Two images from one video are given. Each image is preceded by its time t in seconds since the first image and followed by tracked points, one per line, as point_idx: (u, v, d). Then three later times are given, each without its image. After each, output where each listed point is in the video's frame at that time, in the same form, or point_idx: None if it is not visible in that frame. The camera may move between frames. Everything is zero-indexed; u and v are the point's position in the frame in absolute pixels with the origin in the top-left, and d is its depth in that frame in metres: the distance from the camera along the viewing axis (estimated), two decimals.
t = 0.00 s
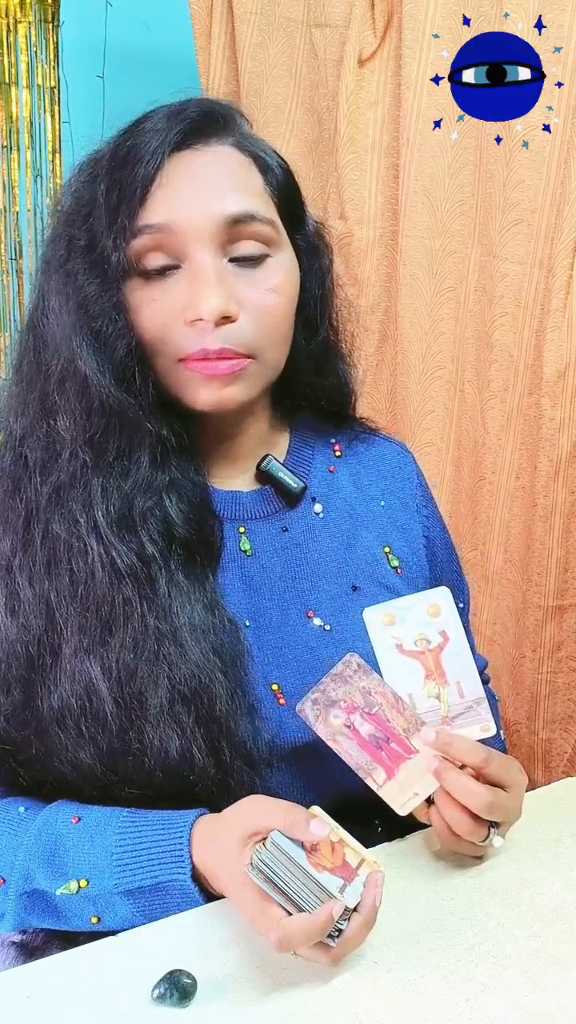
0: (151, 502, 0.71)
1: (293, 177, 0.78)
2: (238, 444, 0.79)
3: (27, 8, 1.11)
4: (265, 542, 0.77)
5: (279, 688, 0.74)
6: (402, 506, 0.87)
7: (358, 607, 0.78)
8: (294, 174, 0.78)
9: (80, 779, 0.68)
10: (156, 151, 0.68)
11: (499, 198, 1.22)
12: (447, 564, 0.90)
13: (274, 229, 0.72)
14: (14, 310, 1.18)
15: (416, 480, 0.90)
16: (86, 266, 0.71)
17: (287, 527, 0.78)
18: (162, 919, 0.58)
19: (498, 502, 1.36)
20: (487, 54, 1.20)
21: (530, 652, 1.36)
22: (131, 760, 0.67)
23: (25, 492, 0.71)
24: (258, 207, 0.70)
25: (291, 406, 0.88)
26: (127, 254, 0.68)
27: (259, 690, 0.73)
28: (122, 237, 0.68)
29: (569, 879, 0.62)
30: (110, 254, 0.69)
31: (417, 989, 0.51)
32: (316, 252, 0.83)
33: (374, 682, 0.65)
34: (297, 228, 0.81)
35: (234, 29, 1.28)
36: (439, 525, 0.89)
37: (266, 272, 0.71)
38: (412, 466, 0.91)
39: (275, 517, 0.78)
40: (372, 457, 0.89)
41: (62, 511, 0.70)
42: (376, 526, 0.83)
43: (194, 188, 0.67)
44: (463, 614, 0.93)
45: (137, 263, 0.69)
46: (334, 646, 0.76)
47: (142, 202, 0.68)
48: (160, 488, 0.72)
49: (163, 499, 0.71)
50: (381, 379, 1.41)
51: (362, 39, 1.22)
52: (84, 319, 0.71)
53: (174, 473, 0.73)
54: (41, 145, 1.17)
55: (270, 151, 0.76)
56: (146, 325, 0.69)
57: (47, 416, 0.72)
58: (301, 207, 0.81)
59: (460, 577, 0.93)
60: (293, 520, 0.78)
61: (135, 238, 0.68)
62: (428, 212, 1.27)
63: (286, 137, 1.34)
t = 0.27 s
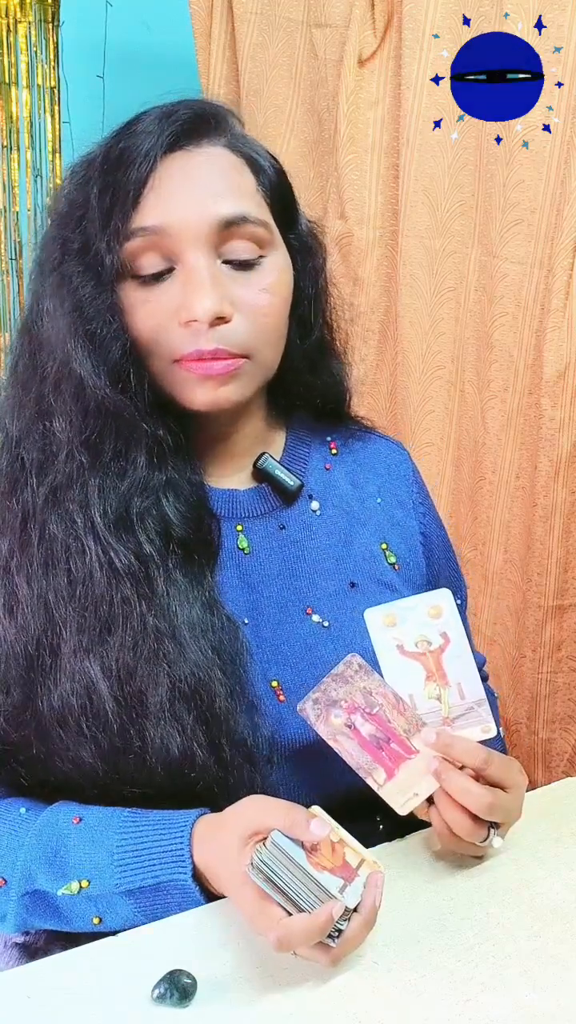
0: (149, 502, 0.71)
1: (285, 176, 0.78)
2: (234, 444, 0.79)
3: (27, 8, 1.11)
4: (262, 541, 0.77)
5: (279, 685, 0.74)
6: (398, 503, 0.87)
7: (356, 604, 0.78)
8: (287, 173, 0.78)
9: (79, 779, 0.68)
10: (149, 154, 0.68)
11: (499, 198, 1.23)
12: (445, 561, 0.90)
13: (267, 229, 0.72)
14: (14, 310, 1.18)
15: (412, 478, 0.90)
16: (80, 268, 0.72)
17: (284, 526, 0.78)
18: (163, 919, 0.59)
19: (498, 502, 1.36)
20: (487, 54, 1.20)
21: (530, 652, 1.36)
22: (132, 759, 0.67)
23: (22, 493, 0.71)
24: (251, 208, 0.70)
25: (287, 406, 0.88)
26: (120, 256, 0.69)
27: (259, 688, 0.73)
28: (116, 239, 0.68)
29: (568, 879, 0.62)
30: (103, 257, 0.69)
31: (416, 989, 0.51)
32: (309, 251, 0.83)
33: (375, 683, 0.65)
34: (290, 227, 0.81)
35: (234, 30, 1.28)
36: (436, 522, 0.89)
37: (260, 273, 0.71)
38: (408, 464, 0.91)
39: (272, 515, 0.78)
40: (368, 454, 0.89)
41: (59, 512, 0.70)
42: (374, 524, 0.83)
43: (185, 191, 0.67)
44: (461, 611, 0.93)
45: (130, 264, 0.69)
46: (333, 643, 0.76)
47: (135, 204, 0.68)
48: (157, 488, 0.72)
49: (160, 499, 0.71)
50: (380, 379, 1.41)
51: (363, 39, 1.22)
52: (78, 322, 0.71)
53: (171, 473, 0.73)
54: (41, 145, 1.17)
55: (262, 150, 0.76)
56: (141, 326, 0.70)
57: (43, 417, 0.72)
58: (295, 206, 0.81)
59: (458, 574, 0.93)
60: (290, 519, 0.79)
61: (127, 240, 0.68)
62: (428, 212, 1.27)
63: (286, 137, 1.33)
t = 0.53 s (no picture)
0: (147, 502, 0.71)
1: (278, 174, 0.79)
2: (231, 444, 0.79)
3: (27, 8, 1.11)
4: (261, 540, 0.77)
5: (279, 682, 0.74)
6: (396, 501, 0.87)
7: (355, 602, 0.78)
8: (278, 170, 0.79)
9: (79, 779, 0.68)
10: (139, 155, 0.68)
11: (499, 198, 1.23)
12: (443, 559, 0.90)
13: (260, 228, 0.72)
14: (14, 310, 1.18)
15: (409, 477, 0.90)
16: (74, 269, 0.72)
17: (283, 525, 0.78)
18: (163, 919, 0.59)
19: (498, 501, 1.36)
20: (487, 54, 1.20)
21: (530, 652, 1.36)
22: (132, 759, 0.67)
23: (20, 494, 0.71)
24: (243, 207, 0.70)
25: (284, 406, 0.88)
26: (114, 257, 0.69)
27: (260, 687, 0.73)
28: (109, 241, 0.68)
29: (567, 879, 0.62)
30: (96, 258, 0.69)
31: (416, 989, 0.51)
32: (303, 249, 0.83)
33: (374, 683, 0.65)
34: (283, 224, 0.81)
35: (234, 30, 1.27)
36: (433, 520, 0.89)
37: (253, 272, 0.72)
38: (405, 463, 0.91)
39: (269, 515, 0.78)
40: (365, 453, 0.89)
41: (57, 512, 0.70)
42: (372, 522, 0.83)
43: (177, 192, 0.67)
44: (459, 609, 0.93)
45: (123, 265, 0.69)
46: (333, 641, 0.76)
47: (126, 205, 0.68)
48: (155, 488, 0.72)
49: (158, 499, 0.71)
50: (381, 379, 1.40)
51: (363, 39, 1.22)
52: (72, 325, 0.71)
53: (170, 473, 0.73)
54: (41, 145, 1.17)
55: (253, 148, 0.76)
56: (135, 327, 0.70)
57: (39, 419, 0.72)
58: (287, 203, 0.81)
59: (456, 572, 0.93)
60: (289, 518, 0.78)
61: (120, 241, 0.68)
62: (429, 213, 1.27)
63: (286, 137, 1.33)
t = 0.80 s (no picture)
0: (145, 503, 0.71)
1: (275, 175, 0.78)
2: (229, 445, 0.79)
3: (27, 8, 1.11)
4: (261, 540, 0.77)
5: (279, 682, 0.74)
6: (396, 501, 0.87)
7: (354, 602, 0.78)
8: (276, 170, 0.79)
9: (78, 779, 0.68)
10: (136, 157, 0.68)
11: (499, 198, 1.23)
12: (443, 559, 0.90)
13: (257, 228, 0.72)
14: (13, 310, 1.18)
15: (409, 477, 0.90)
16: (70, 271, 0.72)
17: (282, 525, 0.78)
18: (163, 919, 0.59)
19: (498, 502, 1.36)
20: (487, 54, 1.20)
21: (530, 652, 1.36)
22: (131, 759, 0.67)
23: (18, 495, 0.71)
24: (239, 207, 0.70)
25: (283, 406, 0.88)
26: (110, 259, 0.69)
27: (259, 687, 0.73)
28: (105, 243, 0.69)
29: (568, 879, 0.62)
30: (93, 259, 0.69)
31: (416, 989, 0.51)
32: (301, 249, 0.83)
33: (372, 684, 0.65)
34: (281, 224, 0.81)
35: (234, 30, 1.28)
36: (433, 520, 0.89)
37: (251, 272, 0.71)
38: (405, 462, 0.91)
39: (269, 515, 0.78)
40: (365, 453, 0.89)
41: (56, 513, 0.70)
42: (372, 522, 0.83)
43: (174, 193, 0.67)
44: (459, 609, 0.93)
45: (121, 267, 0.69)
46: (332, 640, 0.76)
47: (123, 207, 0.68)
48: (153, 488, 0.72)
49: (157, 499, 0.71)
50: (381, 379, 1.41)
51: (363, 39, 1.22)
52: (68, 326, 0.71)
53: (168, 473, 0.73)
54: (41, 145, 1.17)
55: (250, 148, 0.76)
56: (133, 328, 0.70)
57: (37, 421, 0.72)
58: (285, 204, 0.81)
59: (456, 572, 0.92)
60: (288, 518, 0.79)
61: (117, 244, 0.68)
62: (429, 213, 1.27)
63: (286, 137, 1.33)
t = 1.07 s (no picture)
0: (147, 503, 0.71)
1: (278, 175, 0.78)
2: (231, 445, 0.79)
3: (27, 8, 1.11)
4: (261, 540, 0.77)
5: (279, 682, 0.74)
6: (397, 502, 0.87)
7: (354, 602, 0.78)
8: (279, 171, 0.78)
9: (79, 779, 0.68)
10: (140, 158, 0.68)
11: (499, 198, 1.23)
12: (443, 560, 0.90)
13: (260, 229, 0.72)
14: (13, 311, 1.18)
15: (410, 477, 0.90)
16: (73, 273, 0.72)
17: (282, 525, 0.78)
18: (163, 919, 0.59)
19: (497, 501, 1.36)
20: (487, 54, 1.20)
21: (530, 652, 1.36)
22: (132, 758, 0.67)
23: (19, 495, 0.71)
24: (242, 209, 0.70)
25: (284, 406, 0.88)
26: (114, 259, 0.69)
27: (260, 687, 0.73)
28: (109, 244, 0.68)
29: (568, 879, 0.62)
30: (97, 261, 0.69)
31: (416, 989, 0.51)
32: (303, 250, 0.83)
33: (371, 684, 0.65)
34: (284, 225, 0.81)
35: (234, 30, 1.28)
36: (433, 520, 0.89)
37: (253, 273, 0.71)
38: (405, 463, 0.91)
39: (270, 515, 0.78)
40: (366, 453, 0.89)
41: (57, 513, 0.70)
42: (372, 523, 0.83)
43: (177, 193, 0.67)
44: (458, 610, 0.93)
45: (125, 269, 0.69)
46: (332, 641, 0.76)
47: (127, 209, 0.68)
48: (155, 489, 0.72)
49: (158, 499, 0.71)
50: (381, 379, 1.41)
51: (363, 39, 1.22)
52: (72, 326, 0.71)
53: (170, 473, 0.73)
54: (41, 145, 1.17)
55: (253, 149, 0.76)
56: (136, 329, 0.70)
57: (39, 421, 0.72)
58: (288, 205, 0.81)
59: (456, 573, 0.92)
60: (289, 518, 0.78)
61: (121, 246, 0.68)
62: (429, 213, 1.27)
63: (286, 137, 1.33)
